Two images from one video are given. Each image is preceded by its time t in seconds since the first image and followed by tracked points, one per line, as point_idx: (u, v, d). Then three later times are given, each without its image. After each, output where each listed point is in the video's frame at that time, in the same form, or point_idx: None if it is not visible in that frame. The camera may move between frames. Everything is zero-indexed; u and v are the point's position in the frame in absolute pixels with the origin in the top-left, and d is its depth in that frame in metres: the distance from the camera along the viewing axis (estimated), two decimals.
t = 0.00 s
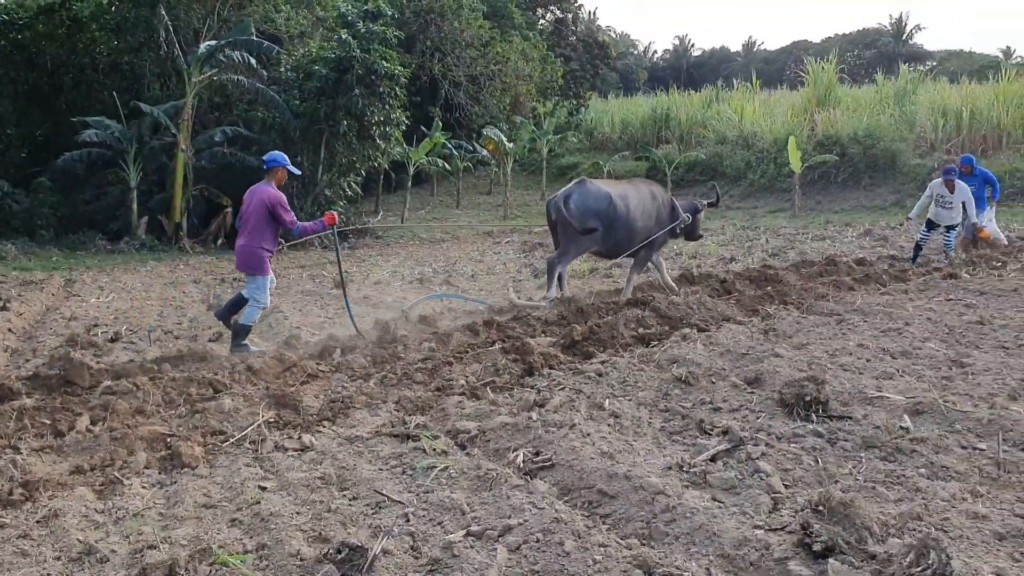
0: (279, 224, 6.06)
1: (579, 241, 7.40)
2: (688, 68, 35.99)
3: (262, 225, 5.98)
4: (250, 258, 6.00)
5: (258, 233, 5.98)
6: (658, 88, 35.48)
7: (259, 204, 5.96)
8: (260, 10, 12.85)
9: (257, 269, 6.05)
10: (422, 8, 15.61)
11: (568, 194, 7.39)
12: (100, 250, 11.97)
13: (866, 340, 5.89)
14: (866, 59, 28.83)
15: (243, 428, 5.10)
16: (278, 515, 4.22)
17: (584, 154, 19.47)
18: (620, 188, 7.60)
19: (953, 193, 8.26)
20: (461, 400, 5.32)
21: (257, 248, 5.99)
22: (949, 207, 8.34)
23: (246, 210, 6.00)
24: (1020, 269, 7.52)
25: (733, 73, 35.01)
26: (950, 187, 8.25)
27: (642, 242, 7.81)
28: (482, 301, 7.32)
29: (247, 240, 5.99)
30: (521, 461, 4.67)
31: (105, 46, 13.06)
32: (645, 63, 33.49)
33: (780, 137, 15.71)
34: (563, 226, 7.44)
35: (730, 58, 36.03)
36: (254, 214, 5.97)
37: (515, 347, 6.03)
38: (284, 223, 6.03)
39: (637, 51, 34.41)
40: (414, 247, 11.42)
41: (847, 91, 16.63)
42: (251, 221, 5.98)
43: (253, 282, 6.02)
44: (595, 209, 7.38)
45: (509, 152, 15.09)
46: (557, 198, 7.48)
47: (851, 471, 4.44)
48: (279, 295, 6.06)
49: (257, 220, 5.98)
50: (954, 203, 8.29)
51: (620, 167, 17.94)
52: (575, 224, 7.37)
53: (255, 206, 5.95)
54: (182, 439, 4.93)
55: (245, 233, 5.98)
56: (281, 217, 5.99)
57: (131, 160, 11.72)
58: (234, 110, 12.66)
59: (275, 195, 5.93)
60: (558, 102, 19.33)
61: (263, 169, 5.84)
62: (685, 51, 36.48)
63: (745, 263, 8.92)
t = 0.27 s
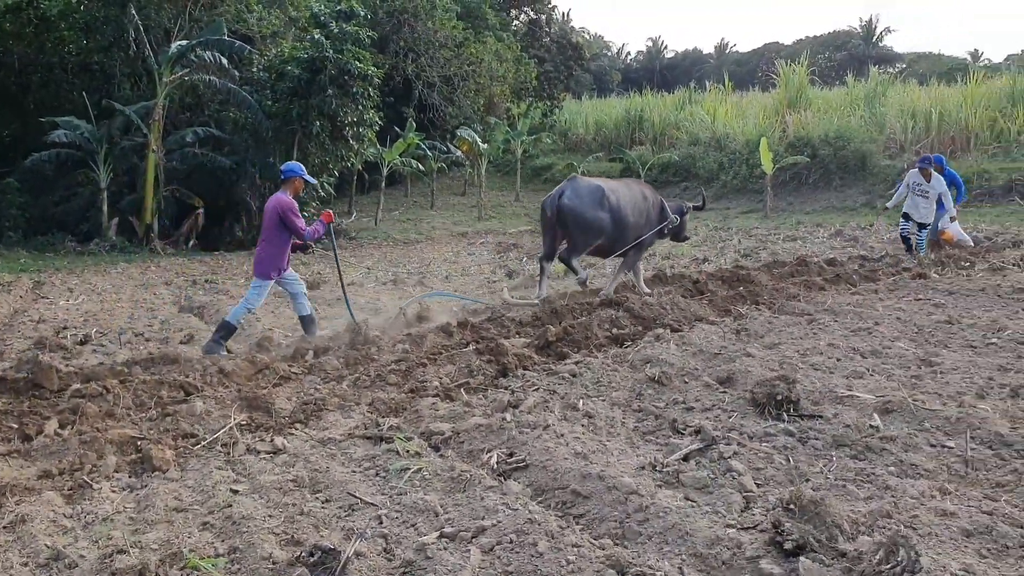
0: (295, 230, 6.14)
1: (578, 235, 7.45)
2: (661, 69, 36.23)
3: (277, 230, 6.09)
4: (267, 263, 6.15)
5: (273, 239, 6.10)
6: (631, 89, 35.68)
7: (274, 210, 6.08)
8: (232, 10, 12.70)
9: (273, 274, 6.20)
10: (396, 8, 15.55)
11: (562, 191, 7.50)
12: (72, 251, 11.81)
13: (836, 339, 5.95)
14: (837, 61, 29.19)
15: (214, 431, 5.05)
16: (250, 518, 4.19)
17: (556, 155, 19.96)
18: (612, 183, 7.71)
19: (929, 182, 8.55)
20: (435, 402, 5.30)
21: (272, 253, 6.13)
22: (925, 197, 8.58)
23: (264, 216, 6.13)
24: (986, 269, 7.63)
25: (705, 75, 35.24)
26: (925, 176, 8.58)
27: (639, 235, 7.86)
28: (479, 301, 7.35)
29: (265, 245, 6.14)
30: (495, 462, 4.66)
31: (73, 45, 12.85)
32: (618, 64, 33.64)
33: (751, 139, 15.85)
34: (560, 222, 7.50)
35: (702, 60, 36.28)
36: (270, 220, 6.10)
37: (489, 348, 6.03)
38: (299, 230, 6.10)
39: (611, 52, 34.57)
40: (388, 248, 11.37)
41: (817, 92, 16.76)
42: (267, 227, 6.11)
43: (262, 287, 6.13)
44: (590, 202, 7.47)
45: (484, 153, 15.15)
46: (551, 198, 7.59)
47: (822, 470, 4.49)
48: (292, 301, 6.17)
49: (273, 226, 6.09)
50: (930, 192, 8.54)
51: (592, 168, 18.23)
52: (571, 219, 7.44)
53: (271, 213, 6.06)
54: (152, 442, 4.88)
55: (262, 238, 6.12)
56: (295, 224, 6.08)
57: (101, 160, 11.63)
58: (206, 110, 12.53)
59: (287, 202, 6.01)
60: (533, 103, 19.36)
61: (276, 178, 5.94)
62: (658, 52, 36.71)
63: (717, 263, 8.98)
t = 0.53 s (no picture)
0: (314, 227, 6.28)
1: (585, 244, 7.54)
2: (644, 71, 36.42)
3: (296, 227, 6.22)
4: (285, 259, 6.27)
5: (291, 235, 6.23)
6: (613, 91, 35.84)
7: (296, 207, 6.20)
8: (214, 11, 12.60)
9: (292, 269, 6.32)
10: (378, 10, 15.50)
11: (565, 201, 7.53)
12: (53, 253, 11.72)
13: (818, 340, 5.99)
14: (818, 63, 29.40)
15: (196, 434, 5.03)
16: (232, 521, 4.16)
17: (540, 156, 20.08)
18: (610, 188, 7.83)
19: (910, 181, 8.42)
20: (418, 404, 5.30)
21: (291, 249, 6.25)
22: (908, 196, 8.50)
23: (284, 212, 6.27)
24: (965, 269, 7.70)
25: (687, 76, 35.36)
26: (904, 173, 8.43)
27: (637, 236, 8.05)
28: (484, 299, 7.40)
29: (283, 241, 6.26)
30: (478, 463, 4.66)
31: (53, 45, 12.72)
32: (600, 66, 33.69)
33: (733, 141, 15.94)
34: (566, 232, 7.56)
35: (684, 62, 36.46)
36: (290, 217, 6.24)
37: (472, 349, 6.02)
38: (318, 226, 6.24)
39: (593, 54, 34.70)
40: (371, 250, 11.34)
41: (798, 94, 16.81)
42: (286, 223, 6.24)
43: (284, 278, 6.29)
44: (594, 210, 7.57)
45: (468, 154, 15.18)
46: (554, 207, 7.60)
47: (803, 470, 4.51)
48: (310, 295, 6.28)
49: (292, 222, 6.23)
50: (914, 190, 8.41)
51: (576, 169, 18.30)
52: (578, 228, 7.52)
53: (290, 209, 6.21)
54: (132, 446, 4.85)
55: (281, 234, 6.25)
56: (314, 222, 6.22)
57: (81, 161, 11.56)
58: (187, 111, 12.46)
59: (306, 199, 6.14)
60: (516, 105, 19.38)
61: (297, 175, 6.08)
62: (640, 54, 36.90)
63: (699, 265, 9.03)
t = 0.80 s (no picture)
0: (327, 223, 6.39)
1: (595, 242, 7.58)
2: (632, 72, 36.48)
3: (309, 225, 6.32)
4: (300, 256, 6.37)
5: (306, 232, 6.32)
6: (602, 92, 35.88)
7: (309, 206, 6.31)
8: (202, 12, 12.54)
9: (304, 265, 6.41)
10: (366, 11, 15.47)
11: (575, 200, 7.59)
12: (41, 255, 11.64)
13: (806, 340, 6.01)
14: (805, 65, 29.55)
15: (183, 436, 5.01)
16: (219, 523, 4.15)
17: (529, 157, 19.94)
18: (620, 188, 7.86)
19: (896, 176, 8.38)
20: (406, 405, 5.29)
21: (306, 246, 6.35)
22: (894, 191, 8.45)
23: (295, 210, 6.35)
24: (951, 270, 7.74)
25: (676, 78, 35.44)
26: (890, 169, 8.39)
27: (646, 236, 8.09)
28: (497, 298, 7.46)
29: (297, 238, 6.35)
30: (466, 465, 4.65)
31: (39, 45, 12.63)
32: (588, 67, 33.74)
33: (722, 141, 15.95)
34: (576, 231, 7.60)
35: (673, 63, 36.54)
36: (303, 215, 6.33)
37: (461, 350, 6.01)
38: (331, 223, 6.36)
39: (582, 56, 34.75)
40: (360, 251, 11.32)
41: (786, 95, 16.86)
42: (299, 221, 6.33)
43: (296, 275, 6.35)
44: (604, 210, 7.61)
45: (457, 155, 15.13)
46: (564, 206, 7.66)
47: (791, 470, 4.52)
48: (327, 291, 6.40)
49: (305, 220, 6.32)
50: (900, 186, 8.38)
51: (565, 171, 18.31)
52: (588, 227, 7.56)
53: (303, 207, 6.30)
54: (119, 448, 4.82)
55: (294, 232, 6.34)
56: (328, 220, 6.38)
57: (68, 162, 11.50)
58: (175, 112, 12.41)
59: (320, 197, 6.24)
60: (505, 106, 19.38)
61: (312, 173, 6.18)
62: (629, 56, 36.95)
63: (687, 266, 9.04)
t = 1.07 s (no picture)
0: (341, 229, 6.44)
1: (599, 245, 7.62)
2: (620, 74, 36.51)
3: (326, 230, 6.36)
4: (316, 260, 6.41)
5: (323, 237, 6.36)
6: (590, 94, 35.88)
7: (326, 209, 6.33)
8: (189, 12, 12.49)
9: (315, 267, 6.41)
10: (353, 11, 15.37)
11: (580, 202, 7.61)
12: (27, 256, 11.56)
13: (793, 341, 6.03)
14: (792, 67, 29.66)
15: (169, 438, 4.98)
16: (206, 526, 4.13)
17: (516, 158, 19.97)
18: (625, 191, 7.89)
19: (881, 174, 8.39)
20: (394, 407, 5.28)
21: (322, 251, 6.39)
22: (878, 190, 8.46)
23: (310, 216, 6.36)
24: (936, 271, 7.78)
25: (663, 79, 35.52)
26: (875, 168, 8.39)
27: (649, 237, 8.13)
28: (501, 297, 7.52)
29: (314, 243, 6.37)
30: (454, 466, 4.65)
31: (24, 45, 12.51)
32: (576, 68, 33.79)
33: (709, 144, 15.80)
34: (580, 233, 7.64)
35: (661, 65, 36.59)
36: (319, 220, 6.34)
37: (449, 352, 6.00)
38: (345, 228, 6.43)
39: (569, 57, 34.75)
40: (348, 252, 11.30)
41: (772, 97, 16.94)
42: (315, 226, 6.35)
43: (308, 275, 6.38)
44: (608, 213, 7.64)
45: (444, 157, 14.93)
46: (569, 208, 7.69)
47: (777, 471, 4.53)
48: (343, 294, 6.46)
49: (321, 225, 6.35)
50: (885, 185, 8.39)
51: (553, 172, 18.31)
52: (592, 229, 7.60)
53: (319, 212, 6.33)
54: (104, 451, 4.79)
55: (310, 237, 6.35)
56: (343, 225, 6.41)
57: (53, 164, 11.42)
58: (161, 113, 12.36)
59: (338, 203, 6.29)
60: (493, 107, 19.36)
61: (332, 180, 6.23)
62: (617, 57, 36.98)
63: (674, 267, 9.06)
